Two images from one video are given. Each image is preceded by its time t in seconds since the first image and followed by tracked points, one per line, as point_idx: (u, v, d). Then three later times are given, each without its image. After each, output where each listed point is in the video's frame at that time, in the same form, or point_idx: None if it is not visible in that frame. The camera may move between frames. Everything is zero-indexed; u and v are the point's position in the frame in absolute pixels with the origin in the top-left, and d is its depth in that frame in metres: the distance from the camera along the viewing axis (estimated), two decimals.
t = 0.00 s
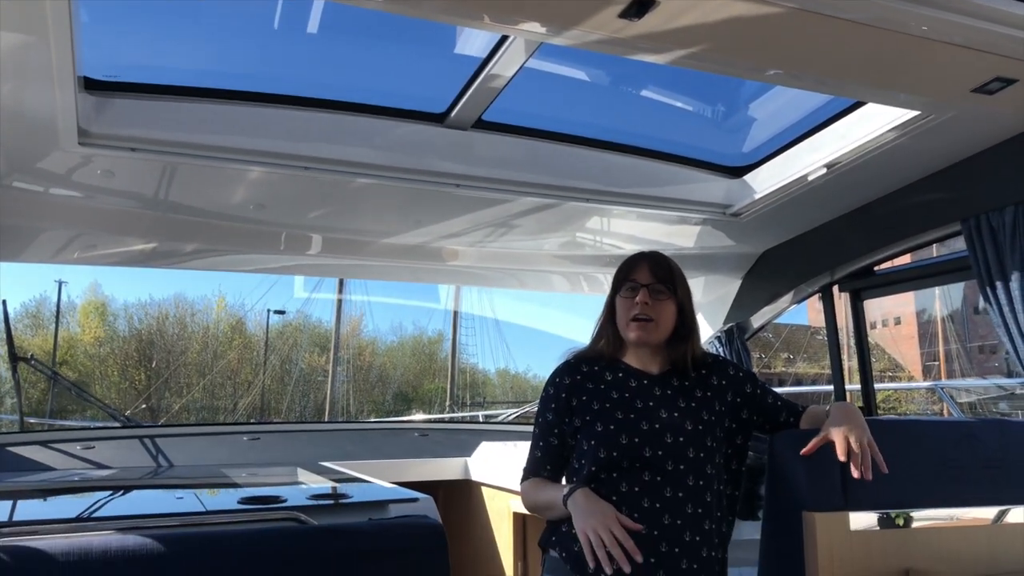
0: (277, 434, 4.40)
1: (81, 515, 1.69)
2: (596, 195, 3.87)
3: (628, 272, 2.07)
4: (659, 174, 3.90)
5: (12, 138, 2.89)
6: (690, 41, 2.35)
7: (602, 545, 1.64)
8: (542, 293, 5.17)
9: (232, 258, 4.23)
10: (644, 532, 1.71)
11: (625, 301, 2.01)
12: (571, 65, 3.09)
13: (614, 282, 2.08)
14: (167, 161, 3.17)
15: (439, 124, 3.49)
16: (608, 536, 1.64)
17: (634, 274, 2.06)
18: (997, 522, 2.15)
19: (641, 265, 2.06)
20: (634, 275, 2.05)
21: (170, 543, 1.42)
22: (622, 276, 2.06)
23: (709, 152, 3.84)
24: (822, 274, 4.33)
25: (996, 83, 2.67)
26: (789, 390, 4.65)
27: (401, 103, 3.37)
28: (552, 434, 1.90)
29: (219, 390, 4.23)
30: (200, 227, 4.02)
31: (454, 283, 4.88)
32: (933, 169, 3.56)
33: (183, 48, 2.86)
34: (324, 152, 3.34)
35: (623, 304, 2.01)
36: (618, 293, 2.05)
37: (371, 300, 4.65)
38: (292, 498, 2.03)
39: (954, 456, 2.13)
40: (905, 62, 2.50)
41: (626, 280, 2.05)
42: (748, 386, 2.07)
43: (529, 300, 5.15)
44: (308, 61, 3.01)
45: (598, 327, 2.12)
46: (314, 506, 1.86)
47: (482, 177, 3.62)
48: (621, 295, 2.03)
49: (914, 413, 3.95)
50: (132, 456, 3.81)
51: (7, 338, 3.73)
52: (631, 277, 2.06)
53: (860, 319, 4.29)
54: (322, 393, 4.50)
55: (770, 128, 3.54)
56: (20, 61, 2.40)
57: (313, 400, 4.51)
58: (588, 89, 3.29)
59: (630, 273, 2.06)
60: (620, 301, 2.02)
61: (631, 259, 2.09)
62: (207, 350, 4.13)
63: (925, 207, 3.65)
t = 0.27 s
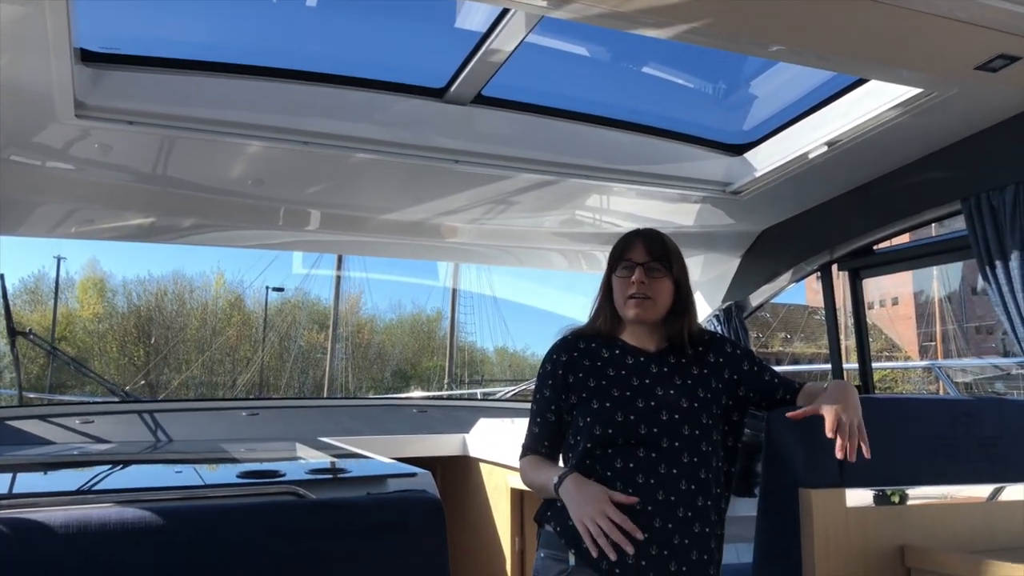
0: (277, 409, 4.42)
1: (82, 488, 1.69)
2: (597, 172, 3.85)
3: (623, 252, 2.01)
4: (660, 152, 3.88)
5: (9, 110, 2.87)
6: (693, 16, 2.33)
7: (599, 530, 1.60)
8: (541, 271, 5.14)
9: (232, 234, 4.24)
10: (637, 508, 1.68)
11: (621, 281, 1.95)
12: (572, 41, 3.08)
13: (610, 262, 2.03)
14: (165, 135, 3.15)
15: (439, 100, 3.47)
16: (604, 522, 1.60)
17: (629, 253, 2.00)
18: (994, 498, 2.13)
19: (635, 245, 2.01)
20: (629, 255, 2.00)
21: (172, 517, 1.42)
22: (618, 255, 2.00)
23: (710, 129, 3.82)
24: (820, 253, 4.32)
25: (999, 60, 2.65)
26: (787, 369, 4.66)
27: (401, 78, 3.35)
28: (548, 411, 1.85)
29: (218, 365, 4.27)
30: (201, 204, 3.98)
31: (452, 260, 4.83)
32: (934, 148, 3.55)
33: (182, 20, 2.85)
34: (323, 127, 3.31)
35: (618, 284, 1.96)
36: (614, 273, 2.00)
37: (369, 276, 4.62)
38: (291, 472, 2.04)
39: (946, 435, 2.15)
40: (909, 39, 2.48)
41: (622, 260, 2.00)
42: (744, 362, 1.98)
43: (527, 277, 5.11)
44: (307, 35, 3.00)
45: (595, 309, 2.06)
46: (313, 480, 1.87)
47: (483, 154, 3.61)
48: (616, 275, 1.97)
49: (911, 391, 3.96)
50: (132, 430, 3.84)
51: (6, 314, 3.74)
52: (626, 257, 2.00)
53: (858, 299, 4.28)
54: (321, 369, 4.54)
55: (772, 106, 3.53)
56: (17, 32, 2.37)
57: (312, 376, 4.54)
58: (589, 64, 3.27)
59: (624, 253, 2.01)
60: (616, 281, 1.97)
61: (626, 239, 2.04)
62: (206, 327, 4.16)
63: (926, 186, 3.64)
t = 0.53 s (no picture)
0: (272, 393, 4.42)
1: (76, 472, 1.69)
2: (591, 155, 3.84)
3: (607, 233, 1.89)
4: (654, 134, 3.87)
5: None
6: None
7: (495, 574, 1.58)
8: (534, 255, 5.18)
9: (225, 219, 4.22)
10: (631, 490, 1.58)
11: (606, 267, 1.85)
12: (567, 22, 3.06)
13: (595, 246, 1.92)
14: (157, 118, 3.14)
15: (432, 82, 3.45)
16: (506, 570, 1.58)
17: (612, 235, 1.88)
18: (985, 480, 2.18)
19: (618, 225, 1.88)
20: (612, 236, 1.88)
21: (165, 501, 1.41)
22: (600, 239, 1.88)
23: (705, 112, 3.81)
24: (815, 236, 4.32)
25: (995, 42, 2.65)
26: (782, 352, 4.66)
27: (394, 60, 3.33)
28: (543, 392, 1.77)
29: (213, 351, 4.25)
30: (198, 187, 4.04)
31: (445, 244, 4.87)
32: (929, 130, 3.55)
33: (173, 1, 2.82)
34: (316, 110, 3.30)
35: (604, 268, 1.86)
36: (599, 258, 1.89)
37: (363, 261, 4.63)
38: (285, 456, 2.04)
39: (942, 417, 2.13)
40: (905, 20, 2.47)
41: (605, 244, 1.88)
42: (737, 346, 1.84)
43: (521, 262, 5.15)
44: (299, 16, 2.97)
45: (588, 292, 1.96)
46: (307, 463, 1.87)
47: (477, 137, 3.59)
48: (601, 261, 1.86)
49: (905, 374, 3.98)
50: (127, 415, 3.83)
51: None
52: (609, 239, 1.88)
53: (852, 282, 4.30)
54: (316, 355, 4.51)
55: (767, 89, 3.51)
56: (6, 12, 2.35)
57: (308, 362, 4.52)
58: (584, 46, 3.25)
59: (607, 235, 1.89)
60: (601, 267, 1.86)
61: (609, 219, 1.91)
62: (200, 313, 4.15)
63: (921, 169, 3.64)
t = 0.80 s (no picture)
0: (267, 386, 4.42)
1: (71, 463, 1.69)
2: (586, 147, 3.85)
3: (595, 231, 1.89)
4: (650, 126, 3.86)
5: None
6: None
7: None
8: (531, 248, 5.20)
9: (219, 211, 4.24)
10: (624, 483, 1.57)
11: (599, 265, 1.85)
12: (562, 13, 3.05)
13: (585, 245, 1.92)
14: (151, 108, 3.13)
15: (427, 73, 3.43)
16: None
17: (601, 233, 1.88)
18: (979, 471, 2.19)
19: (605, 222, 1.87)
20: (601, 233, 1.87)
21: (160, 492, 1.41)
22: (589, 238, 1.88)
23: (700, 104, 3.81)
24: (810, 229, 4.32)
25: (990, 34, 2.65)
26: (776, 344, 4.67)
27: (389, 51, 3.32)
28: (540, 387, 1.78)
29: (207, 345, 4.23)
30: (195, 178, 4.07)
31: (440, 236, 4.87)
32: (924, 122, 3.55)
33: None
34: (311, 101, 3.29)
35: (597, 267, 1.86)
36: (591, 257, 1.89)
37: (358, 252, 4.62)
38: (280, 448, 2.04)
39: (935, 409, 2.14)
40: (900, 12, 2.47)
41: (596, 242, 1.88)
42: (732, 337, 1.83)
43: (517, 253, 5.15)
44: (293, 6, 2.96)
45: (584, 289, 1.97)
46: (303, 455, 1.87)
47: (473, 128, 3.59)
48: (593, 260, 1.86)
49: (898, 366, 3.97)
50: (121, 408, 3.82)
51: None
52: (598, 236, 1.88)
53: (847, 274, 4.31)
54: (311, 348, 4.50)
55: (762, 80, 3.51)
56: None
57: (302, 354, 4.50)
58: (579, 38, 3.24)
59: (596, 233, 1.89)
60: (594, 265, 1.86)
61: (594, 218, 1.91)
62: (194, 306, 4.13)
63: (916, 161, 3.64)
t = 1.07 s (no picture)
0: (267, 380, 4.42)
1: (71, 457, 1.69)
2: (586, 143, 3.85)
3: (591, 230, 1.90)
4: (651, 122, 3.86)
5: None
6: None
7: None
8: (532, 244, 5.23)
9: (218, 206, 4.23)
10: (624, 477, 1.58)
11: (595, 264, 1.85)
12: (563, 8, 3.05)
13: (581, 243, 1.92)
14: (150, 102, 3.12)
15: (427, 68, 3.43)
16: None
17: (597, 231, 1.88)
18: (978, 467, 2.19)
19: (601, 220, 1.88)
20: (597, 231, 1.88)
21: (160, 486, 1.41)
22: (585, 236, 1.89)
23: (700, 101, 3.81)
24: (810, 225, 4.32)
25: (991, 31, 2.65)
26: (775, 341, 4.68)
27: (389, 45, 3.31)
28: (539, 384, 1.78)
29: (207, 339, 4.21)
30: (190, 172, 4.04)
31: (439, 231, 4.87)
32: (924, 119, 3.55)
33: None
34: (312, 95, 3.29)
35: (593, 265, 1.86)
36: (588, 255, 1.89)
37: (357, 247, 4.62)
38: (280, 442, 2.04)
39: (933, 405, 2.14)
40: (901, 9, 2.47)
41: (591, 240, 1.88)
42: (732, 333, 1.84)
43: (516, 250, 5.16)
44: None
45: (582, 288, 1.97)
46: (303, 449, 1.88)
47: (473, 123, 3.59)
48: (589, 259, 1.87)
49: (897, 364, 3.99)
50: (121, 402, 3.81)
51: None
52: (594, 235, 1.88)
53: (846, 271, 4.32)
54: (310, 343, 4.50)
55: (763, 77, 3.51)
56: None
57: (301, 347, 4.50)
58: (580, 33, 3.24)
59: (592, 231, 1.89)
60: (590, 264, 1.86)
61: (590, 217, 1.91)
62: (194, 301, 4.09)
63: (915, 158, 3.64)
